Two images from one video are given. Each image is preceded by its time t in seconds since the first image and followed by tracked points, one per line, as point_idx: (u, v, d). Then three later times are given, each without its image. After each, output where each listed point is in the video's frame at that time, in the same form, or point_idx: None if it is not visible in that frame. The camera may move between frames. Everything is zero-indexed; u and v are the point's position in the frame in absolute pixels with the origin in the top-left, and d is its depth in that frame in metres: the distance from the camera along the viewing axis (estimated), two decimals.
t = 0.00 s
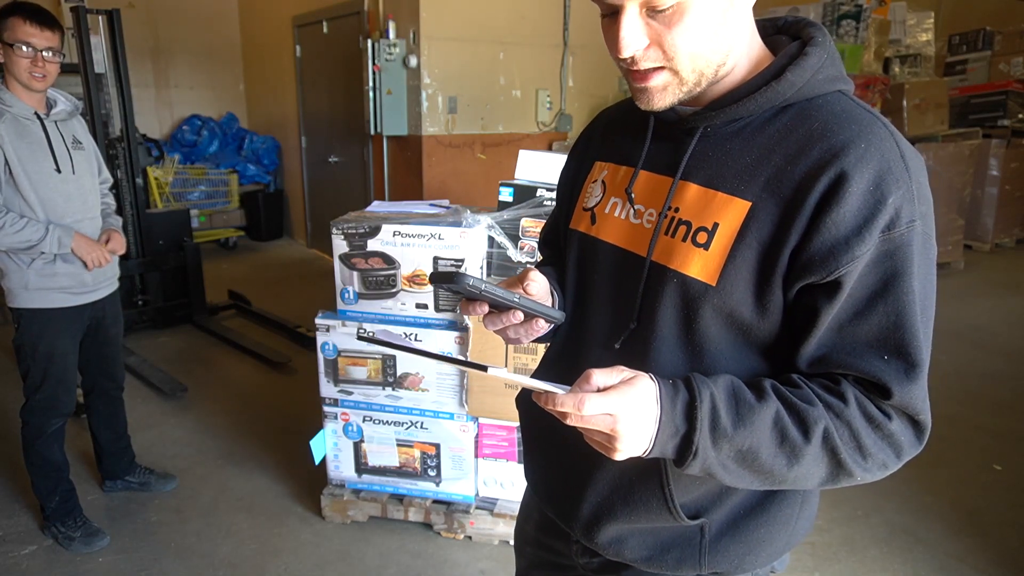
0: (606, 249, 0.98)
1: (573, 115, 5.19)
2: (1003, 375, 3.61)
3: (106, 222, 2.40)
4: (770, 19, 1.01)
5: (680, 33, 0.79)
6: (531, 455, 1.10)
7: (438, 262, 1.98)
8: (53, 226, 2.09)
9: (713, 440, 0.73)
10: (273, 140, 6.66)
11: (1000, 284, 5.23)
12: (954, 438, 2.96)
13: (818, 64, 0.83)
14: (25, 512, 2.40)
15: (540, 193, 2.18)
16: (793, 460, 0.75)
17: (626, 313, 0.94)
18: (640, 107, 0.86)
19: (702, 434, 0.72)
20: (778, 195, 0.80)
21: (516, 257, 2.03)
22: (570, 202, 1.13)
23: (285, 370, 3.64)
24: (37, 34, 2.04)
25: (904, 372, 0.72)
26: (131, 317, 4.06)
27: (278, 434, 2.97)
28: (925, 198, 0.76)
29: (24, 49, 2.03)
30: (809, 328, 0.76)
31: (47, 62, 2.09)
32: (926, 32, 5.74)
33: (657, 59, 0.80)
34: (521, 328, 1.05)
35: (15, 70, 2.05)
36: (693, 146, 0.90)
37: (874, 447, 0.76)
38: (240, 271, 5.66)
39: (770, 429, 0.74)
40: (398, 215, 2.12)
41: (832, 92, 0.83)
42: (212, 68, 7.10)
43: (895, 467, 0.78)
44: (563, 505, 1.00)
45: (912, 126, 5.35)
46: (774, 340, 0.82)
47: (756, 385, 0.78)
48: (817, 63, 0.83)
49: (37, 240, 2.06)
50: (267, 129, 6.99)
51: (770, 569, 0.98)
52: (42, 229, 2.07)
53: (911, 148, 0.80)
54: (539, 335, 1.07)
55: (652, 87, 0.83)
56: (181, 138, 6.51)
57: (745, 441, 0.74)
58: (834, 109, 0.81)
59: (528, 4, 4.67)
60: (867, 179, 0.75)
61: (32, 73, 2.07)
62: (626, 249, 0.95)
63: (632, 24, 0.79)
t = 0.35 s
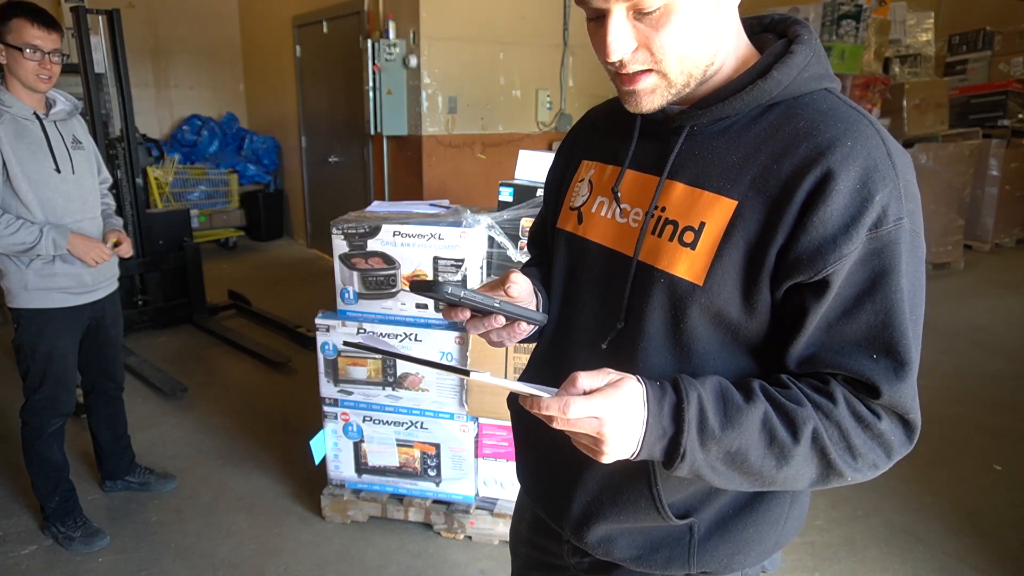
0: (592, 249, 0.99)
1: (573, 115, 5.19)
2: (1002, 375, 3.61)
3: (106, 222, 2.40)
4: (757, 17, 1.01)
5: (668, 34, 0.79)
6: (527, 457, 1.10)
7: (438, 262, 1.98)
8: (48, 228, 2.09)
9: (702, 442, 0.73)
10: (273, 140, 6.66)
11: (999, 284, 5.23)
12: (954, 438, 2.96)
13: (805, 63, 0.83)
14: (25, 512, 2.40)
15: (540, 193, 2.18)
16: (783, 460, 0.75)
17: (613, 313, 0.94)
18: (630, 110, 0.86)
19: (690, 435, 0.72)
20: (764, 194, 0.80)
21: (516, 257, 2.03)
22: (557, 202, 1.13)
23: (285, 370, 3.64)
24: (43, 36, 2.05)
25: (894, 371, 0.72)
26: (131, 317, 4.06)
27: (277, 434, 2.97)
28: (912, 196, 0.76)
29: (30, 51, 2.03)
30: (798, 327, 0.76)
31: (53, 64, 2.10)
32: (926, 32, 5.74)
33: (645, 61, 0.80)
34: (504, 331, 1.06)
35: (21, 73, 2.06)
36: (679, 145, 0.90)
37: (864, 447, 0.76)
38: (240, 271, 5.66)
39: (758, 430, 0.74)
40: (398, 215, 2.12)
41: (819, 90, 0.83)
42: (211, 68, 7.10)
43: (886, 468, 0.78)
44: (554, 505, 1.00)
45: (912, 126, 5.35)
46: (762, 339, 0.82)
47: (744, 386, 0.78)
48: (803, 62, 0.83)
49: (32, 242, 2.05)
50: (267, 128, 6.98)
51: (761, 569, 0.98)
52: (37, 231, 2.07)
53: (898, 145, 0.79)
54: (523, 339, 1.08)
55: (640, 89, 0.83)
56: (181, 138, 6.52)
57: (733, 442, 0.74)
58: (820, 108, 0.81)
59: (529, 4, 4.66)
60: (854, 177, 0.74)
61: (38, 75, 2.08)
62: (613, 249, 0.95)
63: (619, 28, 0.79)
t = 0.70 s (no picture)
0: (578, 249, 0.99)
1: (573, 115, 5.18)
2: (1003, 375, 3.60)
3: (106, 222, 2.40)
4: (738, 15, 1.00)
5: (648, 34, 0.79)
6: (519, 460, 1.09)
7: (438, 262, 1.98)
8: (46, 228, 2.08)
9: (688, 442, 0.73)
10: (273, 140, 6.66)
11: (999, 284, 5.23)
12: (954, 438, 2.96)
13: (786, 61, 0.83)
14: (25, 512, 2.40)
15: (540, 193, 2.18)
16: (769, 458, 0.74)
17: (599, 313, 0.94)
18: (609, 106, 0.86)
19: (676, 436, 0.72)
20: (747, 193, 0.80)
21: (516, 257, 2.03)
22: (541, 203, 1.13)
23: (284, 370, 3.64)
24: (45, 36, 2.06)
25: (878, 367, 0.72)
26: (131, 317, 4.06)
27: (277, 434, 2.97)
28: (894, 194, 0.76)
29: (33, 53, 2.03)
30: (782, 325, 0.76)
31: (53, 63, 2.10)
32: (926, 32, 5.74)
33: (623, 60, 0.80)
34: (496, 335, 1.06)
35: (23, 73, 2.06)
36: (662, 144, 0.90)
37: (850, 444, 0.75)
38: (240, 271, 5.65)
39: (744, 428, 0.74)
40: (397, 215, 2.12)
41: (800, 88, 0.83)
42: (211, 68, 7.10)
43: (873, 465, 0.78)
44: (545, 507, 1.00)
45: (912, 127, 5.36)
46: (748, 338, 0.82)
47: (730, 385, 0.77)
48: (784, 60, 0.83)
49: (32, 242, 2.05)
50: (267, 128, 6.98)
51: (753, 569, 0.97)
52: (36, 231, 2.06)
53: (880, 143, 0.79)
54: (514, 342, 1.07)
55: (616, 84, 0.82)
56: (181, 138, 6.52)
57: (719, 441, 0.73)
58: (802, 106, 0.80)
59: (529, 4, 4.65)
60: (836, 175, 0.74)
61: (41, 76, 2.08)
62: (598, 249, 0.95)
63: (600, 27, 0.79)
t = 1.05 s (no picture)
0: (564, 254, 0.98)
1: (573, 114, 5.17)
2: (1003, 375, 3.60)
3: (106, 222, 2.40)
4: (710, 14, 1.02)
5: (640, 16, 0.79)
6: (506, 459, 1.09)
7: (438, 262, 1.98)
8: (44, 230, 2.08)
9: (684, 435, 0.72)
10: (273, 140, 6.66)
11: (999, 284, 5.23)
12: (954, 438, 2.96)
13: (763, 57, 0.84)
14: (25, 512, 2.40)
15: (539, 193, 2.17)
16: (763, 449, 0.74)
17: (591, 316, 0.94)
18: (591, 92, 0.85)
19: (673, 428, 0.71)
20: (731, 188, 0.80)
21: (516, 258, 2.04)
22: (519, 205, 1.13)
23: (284, 370, 3.64)
24: (33, 33, 2.05)
25: (861, 354, 0.72)
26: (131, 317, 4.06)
27: (277, 434, 2.97)
28: (871, 184, 0.77)
29: (20, 50, 2.03)
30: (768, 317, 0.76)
31: (45, 61, 2.10)
32: (926, 32, 5.75)
33: (614, 39, 0.80)
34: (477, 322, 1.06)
35: (12, 71, 2.05)
36: (644, 144, 0.90)
37: (836, 431, 0.76)
38: (240, 271, 5.65)
39: (739, 420, 0.74)
40: (397, 215, 2.12)
41: (777, 83, 0.84)
42: (212, 68, 7.10)
43: (862, 450, 0.78)
44: (537, 508, 1.00)
45: (912, 127, 5.36)
46: (737, 335, 0.82)
47: (720, 378, 0.77)
48: (760, 55, 0.83)
49: (30, 244, 2.06)
50: (267, 128, 6.98)
51: (743, 563, 0.98)
52: (35, 233, 2.07)
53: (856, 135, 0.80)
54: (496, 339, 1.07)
55: (603, 67, 0.82)
56: (181, 138, 6.52)
57: (714, 433, 0.73)
58: (780, 100, 0.81)
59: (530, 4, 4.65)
60: (816, 167, 0.75)
61: (31, 74, 2.08)
62: (585, 253, 0.95)
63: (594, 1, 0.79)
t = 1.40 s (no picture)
0: (523, 248, 0.95)
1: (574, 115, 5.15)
2: (1004, 375, 3.60)
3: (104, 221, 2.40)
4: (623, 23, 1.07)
5: None
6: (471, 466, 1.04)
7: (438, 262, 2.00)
8: (42, 229, 2.08)
9: (721, 393, 0.70)
10: (273, 140, 6.66)
11: (999, 284, 5.23)
12: (955, 438, 2.96)
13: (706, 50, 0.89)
14: (24, 512, 2.40)
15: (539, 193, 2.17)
16: (780, 403, 0.73)
17: (560, 309, 0.91)
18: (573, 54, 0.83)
19: (711, 384, 0.69)
20: (694, 174, 0.84)
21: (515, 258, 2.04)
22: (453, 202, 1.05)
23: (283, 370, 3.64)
24: (26, 31, 2.05)
25: (820, 315, 0.78)
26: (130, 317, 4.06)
27: (277, 433, 2.97)
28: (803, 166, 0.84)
29: (15, 48, 2.02)
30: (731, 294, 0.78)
31: (40, 59, 2.09)
32: (926, 32, 5.76)
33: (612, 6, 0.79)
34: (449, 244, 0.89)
35: (9, 69, 2.04)
36: (598, 139, 0.90)
37: (819, 385, 0.77)
38: (241, 271, 5.65)
39: (759, 377, 0.72)
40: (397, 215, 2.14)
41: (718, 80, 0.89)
42: (212, 68, 7.10)
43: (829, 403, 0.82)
44: (512, 504, 0.97)
45: (912, 126, 5.36)
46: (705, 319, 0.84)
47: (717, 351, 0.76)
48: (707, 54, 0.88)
49: (27, 243, 2.05)
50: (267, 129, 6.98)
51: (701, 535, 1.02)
52: (32, 233, 2.06)
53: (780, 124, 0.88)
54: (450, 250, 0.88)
55: (592, 29, 0.81)
56: (181, 138, 6.52)
57: (742, 391, 0.71)
58: (722, 92, 0.87)
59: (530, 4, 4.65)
60: (768, 151, 0.80)
61: (26, 71, 2.07)
62: (550, 247, 0.93)
63: None
